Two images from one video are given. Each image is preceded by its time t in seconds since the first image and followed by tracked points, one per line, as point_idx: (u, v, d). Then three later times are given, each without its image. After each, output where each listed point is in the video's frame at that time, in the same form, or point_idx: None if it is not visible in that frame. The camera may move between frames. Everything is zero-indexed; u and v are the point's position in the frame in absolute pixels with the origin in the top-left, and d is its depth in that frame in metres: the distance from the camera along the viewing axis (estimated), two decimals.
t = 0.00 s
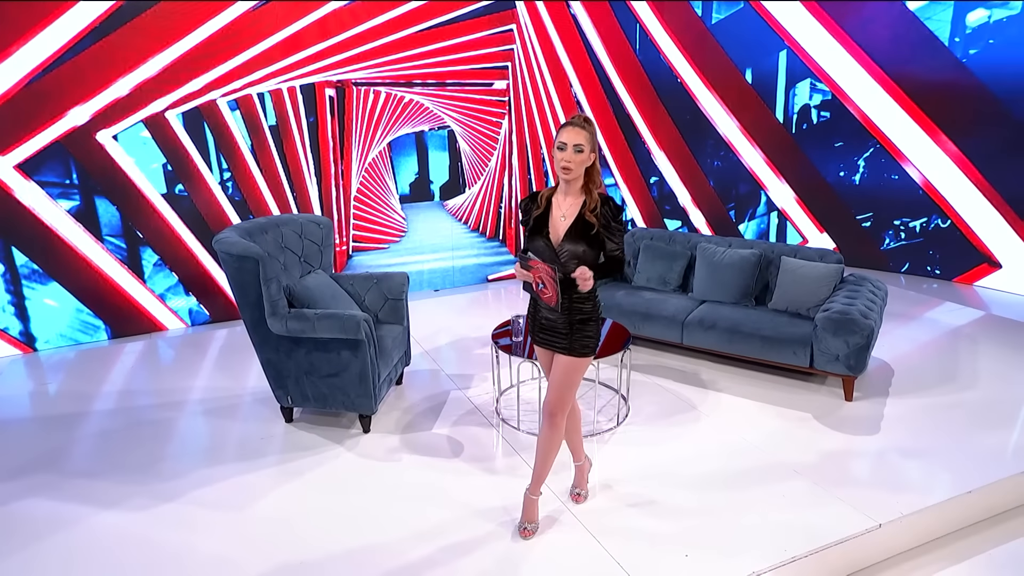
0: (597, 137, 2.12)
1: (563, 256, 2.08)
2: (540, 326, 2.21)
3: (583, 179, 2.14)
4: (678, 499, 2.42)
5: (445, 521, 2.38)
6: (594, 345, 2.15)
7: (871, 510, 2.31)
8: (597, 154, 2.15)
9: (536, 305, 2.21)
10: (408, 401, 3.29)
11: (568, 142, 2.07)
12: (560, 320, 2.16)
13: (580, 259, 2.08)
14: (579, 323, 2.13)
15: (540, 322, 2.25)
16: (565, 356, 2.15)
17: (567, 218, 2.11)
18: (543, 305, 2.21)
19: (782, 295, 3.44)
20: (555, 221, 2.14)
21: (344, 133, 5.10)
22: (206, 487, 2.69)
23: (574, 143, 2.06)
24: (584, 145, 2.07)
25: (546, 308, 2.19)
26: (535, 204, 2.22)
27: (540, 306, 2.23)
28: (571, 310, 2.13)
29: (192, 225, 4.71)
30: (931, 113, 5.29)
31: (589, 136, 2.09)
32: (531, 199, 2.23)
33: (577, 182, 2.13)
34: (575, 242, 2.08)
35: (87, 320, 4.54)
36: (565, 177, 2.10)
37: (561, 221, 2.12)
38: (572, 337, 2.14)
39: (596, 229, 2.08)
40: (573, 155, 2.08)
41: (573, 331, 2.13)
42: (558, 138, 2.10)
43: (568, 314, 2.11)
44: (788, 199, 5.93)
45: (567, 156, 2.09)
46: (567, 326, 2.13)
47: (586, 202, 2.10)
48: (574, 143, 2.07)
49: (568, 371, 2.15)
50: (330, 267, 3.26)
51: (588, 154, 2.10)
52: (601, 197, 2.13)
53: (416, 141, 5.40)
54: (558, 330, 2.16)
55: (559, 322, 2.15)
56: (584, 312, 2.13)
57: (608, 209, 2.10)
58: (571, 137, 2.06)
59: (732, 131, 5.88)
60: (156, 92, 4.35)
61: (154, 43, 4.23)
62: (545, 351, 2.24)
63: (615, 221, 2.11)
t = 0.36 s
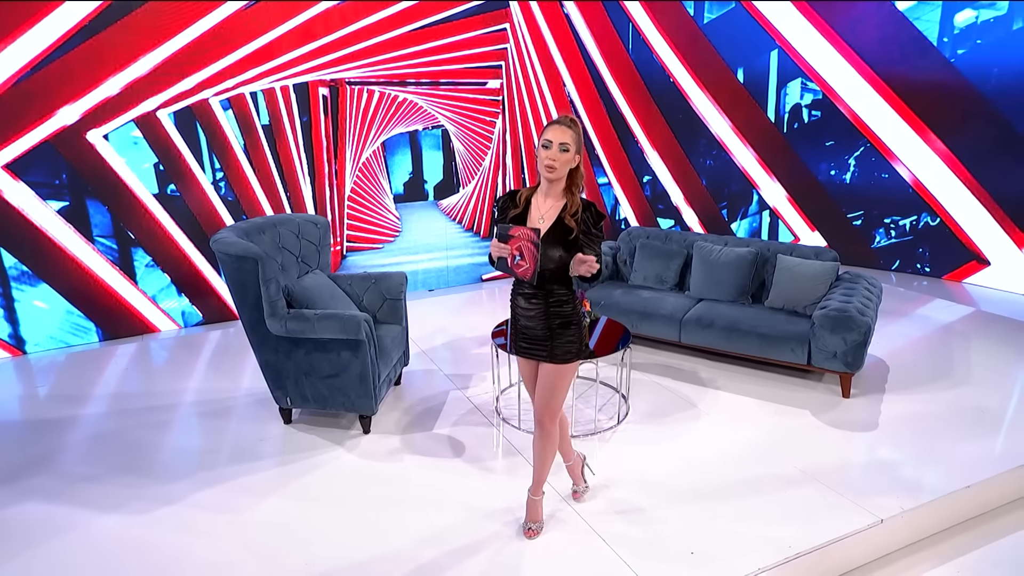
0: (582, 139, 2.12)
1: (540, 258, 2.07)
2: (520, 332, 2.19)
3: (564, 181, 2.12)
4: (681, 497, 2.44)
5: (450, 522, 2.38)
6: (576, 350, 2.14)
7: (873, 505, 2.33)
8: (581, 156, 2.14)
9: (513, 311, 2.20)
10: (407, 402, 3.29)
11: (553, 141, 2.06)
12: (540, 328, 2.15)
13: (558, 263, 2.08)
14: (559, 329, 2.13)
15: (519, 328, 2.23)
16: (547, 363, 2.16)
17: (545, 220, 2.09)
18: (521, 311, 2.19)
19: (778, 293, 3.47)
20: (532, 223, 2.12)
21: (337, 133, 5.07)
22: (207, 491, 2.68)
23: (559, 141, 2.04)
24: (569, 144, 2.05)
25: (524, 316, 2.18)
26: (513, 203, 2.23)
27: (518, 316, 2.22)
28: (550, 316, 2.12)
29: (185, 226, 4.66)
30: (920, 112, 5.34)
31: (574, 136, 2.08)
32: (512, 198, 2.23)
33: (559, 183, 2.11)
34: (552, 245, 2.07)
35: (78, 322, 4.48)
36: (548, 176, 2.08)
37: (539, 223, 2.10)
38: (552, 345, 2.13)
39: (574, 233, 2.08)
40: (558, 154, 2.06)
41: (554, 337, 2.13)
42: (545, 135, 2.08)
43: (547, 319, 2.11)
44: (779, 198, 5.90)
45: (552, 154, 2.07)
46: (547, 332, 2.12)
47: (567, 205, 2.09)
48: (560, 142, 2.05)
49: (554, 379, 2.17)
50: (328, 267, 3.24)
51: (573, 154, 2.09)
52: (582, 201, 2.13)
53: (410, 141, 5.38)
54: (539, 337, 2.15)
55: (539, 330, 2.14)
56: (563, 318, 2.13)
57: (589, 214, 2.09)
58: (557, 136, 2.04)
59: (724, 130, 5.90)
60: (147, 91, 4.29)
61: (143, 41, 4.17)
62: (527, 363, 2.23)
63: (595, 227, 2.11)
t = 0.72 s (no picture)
0: (579, 134, 2.10)
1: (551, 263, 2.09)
2: (525, 334, 2.15)
3: (566, 180, 2.11)
4: (690, 496, 2.45)
5: (460, 522, 2.39)
6: (583, 350, 2.16)
7: (881, 504, 2.35)
8: (579, 151, 2.12)
9: (518, 313, 2.15)
10: (414, 401, 3.30)
11: (550, 140, 2.03)
12: (547, 328, 2.13)
13: (569, 264, 2.10)
14: (569, 328, 2.13)
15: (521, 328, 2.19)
16: (553, 363, 2.15)
17: (553, 221, 2.11)
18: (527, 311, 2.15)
19: (783, 292, 3.47)
20: (540, 224, 2.13)
21: (339, 133, 5.07)
22: (216, 492, 2.68)
23: (557, 140, 2.02)
24: (567, 142, 2.04)
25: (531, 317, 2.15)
26: (515, 205, 2.19)
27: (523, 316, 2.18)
28: (562, 317, 2.12)
29: (186, 226, 4.65)
30: (920, 111, 5.35)
31: (571, 132, 2.06)
32: (512, 199, 2.20)
33: (560, 182, 2.10)
34: (563, 247, 2.09)
35: (79, 322, 4.46)
36: (549, 176, 2.07)
37: (547, 225, 2.11)
38: (561, 345, 2.13)
39: (584, 232, 2.11)
40: (557, 153, 2.04)
41: (563, 337, 2.12)
42: (540, 135, 2.05)
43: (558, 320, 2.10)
44: (779, 197, 5.92)
45: (550, 154, 2.05)
46: (558, 332, 2.11)
47: (573, 205, 2.11)
48: (557, 141, 2.03)
49: (560, 379, 2.15)
50: (333, 266, 3.23)
51: (572, 152, 2.07)
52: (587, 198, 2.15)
53: (411, 140, 5.37)
54: (546, 338, 2.12)
55: (548, 330, 2.12)
56: (573, 319, 2.13)
57: (596, 212, 2.13)
58: (553, 135, 2.02)
59: (724, 130, 5.91)
60: (148, 90, 4.27)
61: (144, 40, 4.14)
62: (528, 364, 2.18)
63: (603, 224, 2.15)
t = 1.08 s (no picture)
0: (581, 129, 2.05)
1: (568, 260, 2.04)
2: (533, 334, 2.08)
3: (574, 176, 2.09)
4: (700, 494, 2.46)
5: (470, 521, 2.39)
6: (588, 345, 2.15)
7: (891, 501, 2.36)
8: (583, 145, 2.07)
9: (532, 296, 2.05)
10: (420, 400, 3.31)
11: (553, 142, 1.99)
12: (556, 326, 2.08)
13: (583, 262, 2.07)
14: (578, 325, 2.10)
15: (526, 327, 2.11)
16: (563, 359, 2.11)
17: (565, 221, 2.06)
18: (534, 309, 2.09)
19: (788, 290, 3.48)
20: (551, 222, 2.06)
21: (342, 132, 5.05)
22: (224, 492, 2.67)
23: (560, 141, 1.98)
24: (570, 141, 2.00)
25: (539, 313, 2.08)
26: (524, 204, 2.10)
27: (528, 312, 2.10)
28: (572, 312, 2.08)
29: (189, 226, 4.63)
30: (921, 110, 5.36)
31: (573, 130, 2.02)
32: (517, 195, 2.11)
33: (568, 180, 2.07)
34: (577, 245, 2.07)
35: (80, 322, 4.44)
36: (556, 177, 2.03)
37: (559, 225, 2.06)
38: (572, 341, 2.10)
39: (597, 229, 2.09)
40: (561, 154, 2.01)
41: (572, 334, 2.09)
42: (542, 137, 2.01)
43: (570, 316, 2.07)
44: (780, 196, 5.91)
45: (554, 155, 2.01)
46: (569, 330, 2.07)
47: (585, 202, 2.08)
48: (559, 142, 1.99)
49: (570, 375, 2.13)
50: (339, 265, 3.22)
51: (576, 149, 2.04)
52: (595, 193, 2.13)
53: (414, 140, 5.36)
54: (556, 335, 2.07)
55: (558, 326, 2.07)
56: (581, 313, 2.11)
57: (607, 208, 2.12)
58: (557, 136, 1.98)
59: (726, 129, 5.90)
60: (151, 88, 4.26)
61: (146, 38, 4.13)
62: (530, 360, 2.11)
63: (612, 220, 2.15)
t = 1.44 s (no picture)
0: (574, 127, 2.05)
1: (565, 259, 2.05)
2: (530, 334, 2.05)
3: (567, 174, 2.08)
4: (708, 491, 2.46)
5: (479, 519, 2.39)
6: (584, 345, 2.13)
7: (899, 497, 2.37)
8: (576, 142, 2.08)
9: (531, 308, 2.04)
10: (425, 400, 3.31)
11: (548, 139, 1.99)
12: (553, 325, 2.06)
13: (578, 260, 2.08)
14: (575, 324, 2.09)
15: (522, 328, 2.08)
16: (561, 357, 2.09)
17: (559, 218, 2.07)
18: (531, 310, 2.06)
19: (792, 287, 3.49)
20: (546, 220, 2.07)
21: (343, 130, 5.02)
22: (232, 490, 2.67)
23: (554, 139, 1.98)
24: (565, 139, 2.00)
25: (536, 315, 2.05)
26: (517, 202, 2.09)
27: (524, 313, 2.07)
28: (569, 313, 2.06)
29: (190, 225, 4.62)
30: (921, 109, 5.37)
31: (568, 127, 2.02)
32: (511, 194, 2.10)
33: (562, 177, 2.07)
34: (572, 242, 2.07)
35: (81, 321, 4.42)
36: (549, 175, 2.03)
37: (553, 222, 2.06)
38: (569, 338, 2.08)
39: (591, 226, 2.11)
40: (555, 152, 2.01)
41: (569, 334, 2.07)
42: (537, 134, 2.00)
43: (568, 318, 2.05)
44: (780, 194, 5.89)
45: (548, 153, 2.01)
46: (566, 329, 2.05)
47: (578, 199, 2.09)
48: (554, 139, 1.99)
49: (570, 372, 2.11)
50: (344, 263, 3.21)
51: (570, 147, 2.04)
52: (588, 189, 2.13)
53: (415, 138, 5.36)
54: (553, 335, 2.05)
55: (554, 326, 2.05)
56: (577, 311, 2.09)
57: (600, 204, 2.14)
58: (552, 133, 1.98)
59: (726, 127, 5.88)
60: (152, 86, 4.24)
61: (147, 36, 4.11)
62: (528, 361, 2.08)
63: (604, 216, 2.17)
